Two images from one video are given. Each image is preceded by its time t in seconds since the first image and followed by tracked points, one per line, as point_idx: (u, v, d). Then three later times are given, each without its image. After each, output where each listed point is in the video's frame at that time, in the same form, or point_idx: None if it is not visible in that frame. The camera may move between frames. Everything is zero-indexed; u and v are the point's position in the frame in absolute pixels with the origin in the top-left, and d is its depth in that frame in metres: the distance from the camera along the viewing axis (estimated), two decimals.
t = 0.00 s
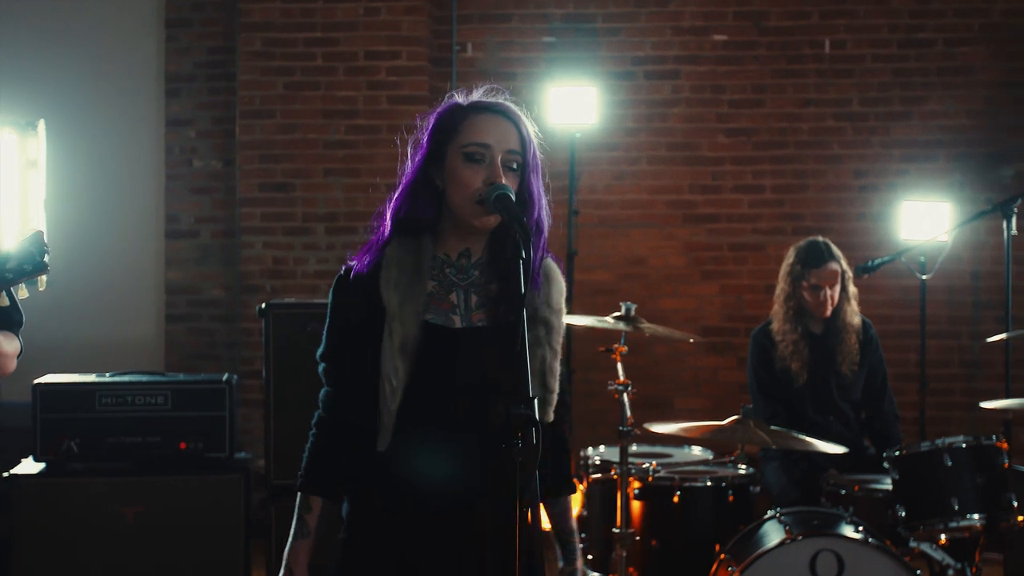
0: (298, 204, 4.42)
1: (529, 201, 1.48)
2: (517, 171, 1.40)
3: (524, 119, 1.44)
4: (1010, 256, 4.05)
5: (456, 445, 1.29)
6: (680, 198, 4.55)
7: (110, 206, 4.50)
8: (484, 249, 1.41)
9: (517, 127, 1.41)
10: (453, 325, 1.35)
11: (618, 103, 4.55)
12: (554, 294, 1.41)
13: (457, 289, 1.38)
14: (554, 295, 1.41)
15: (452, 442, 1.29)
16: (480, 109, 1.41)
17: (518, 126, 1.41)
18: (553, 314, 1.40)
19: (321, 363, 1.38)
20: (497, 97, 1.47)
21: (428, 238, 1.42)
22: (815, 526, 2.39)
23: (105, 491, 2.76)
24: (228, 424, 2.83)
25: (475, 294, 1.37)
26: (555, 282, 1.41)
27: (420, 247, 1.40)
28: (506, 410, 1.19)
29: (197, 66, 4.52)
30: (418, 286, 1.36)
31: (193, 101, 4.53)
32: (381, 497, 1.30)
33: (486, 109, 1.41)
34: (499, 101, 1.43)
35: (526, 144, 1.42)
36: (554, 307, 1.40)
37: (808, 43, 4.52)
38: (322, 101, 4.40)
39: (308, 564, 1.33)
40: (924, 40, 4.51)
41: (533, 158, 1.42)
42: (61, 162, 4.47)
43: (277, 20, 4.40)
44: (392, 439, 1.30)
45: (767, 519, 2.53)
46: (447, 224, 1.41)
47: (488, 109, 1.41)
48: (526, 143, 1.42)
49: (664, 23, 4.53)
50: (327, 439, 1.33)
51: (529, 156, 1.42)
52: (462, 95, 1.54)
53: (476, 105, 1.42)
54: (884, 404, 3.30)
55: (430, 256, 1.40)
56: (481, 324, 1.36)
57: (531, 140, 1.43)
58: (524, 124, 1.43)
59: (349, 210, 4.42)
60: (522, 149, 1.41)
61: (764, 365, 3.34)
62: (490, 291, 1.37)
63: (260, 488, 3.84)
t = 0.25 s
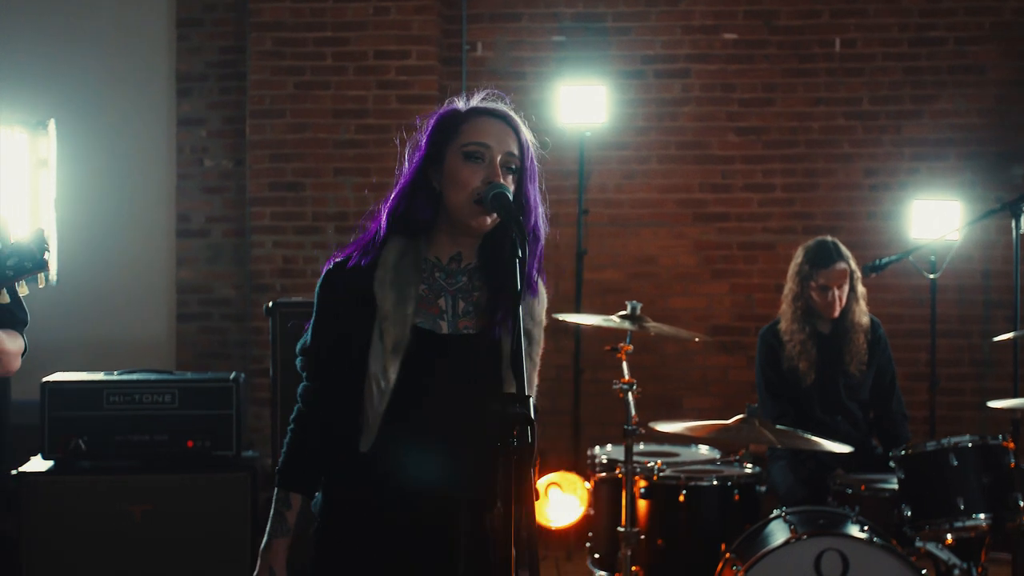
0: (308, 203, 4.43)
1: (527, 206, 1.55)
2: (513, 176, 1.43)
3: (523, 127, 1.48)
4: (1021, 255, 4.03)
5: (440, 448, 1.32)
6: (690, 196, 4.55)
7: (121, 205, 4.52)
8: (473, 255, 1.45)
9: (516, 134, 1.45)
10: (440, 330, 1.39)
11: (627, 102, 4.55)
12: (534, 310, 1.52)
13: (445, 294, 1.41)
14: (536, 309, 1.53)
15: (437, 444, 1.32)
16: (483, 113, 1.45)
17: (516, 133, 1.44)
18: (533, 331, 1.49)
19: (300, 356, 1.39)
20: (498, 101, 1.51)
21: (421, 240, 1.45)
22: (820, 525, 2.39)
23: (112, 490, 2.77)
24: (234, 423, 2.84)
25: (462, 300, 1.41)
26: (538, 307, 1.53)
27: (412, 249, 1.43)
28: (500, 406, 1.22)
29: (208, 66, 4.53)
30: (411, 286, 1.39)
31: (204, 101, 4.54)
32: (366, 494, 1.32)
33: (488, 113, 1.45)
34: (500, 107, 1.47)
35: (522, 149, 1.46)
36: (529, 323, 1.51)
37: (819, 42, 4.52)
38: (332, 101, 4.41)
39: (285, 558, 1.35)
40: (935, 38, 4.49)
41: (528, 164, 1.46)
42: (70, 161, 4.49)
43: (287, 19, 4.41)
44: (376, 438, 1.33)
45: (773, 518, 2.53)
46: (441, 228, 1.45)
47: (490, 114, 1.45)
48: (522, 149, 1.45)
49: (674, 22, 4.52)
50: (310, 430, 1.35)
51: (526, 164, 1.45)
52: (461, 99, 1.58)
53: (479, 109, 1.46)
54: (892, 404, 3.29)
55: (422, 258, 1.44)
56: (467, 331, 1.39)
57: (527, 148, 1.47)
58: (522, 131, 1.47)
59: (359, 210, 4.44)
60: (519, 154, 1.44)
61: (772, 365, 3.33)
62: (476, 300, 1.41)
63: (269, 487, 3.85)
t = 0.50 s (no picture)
0: (315, 202, 4.44)
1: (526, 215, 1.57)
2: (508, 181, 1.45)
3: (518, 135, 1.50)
4: None
5: (429, 454, 1.34)
6: (698, 195, 4.54)
7: (129, 204, 4.53)
8: (468, 264, 1.46)
9: (512, 141, 1.47)
10: (432, 339, 1.39)
11: (634, 100, 4.54)
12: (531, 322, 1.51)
13: (438, 303, 1.42)
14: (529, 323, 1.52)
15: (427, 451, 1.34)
16: (480, 119, 1.47)
17: (511, 140, 1.47)
18: (526, 340, 1.50)
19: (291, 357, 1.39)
20: (495, 109, 1.53)
21: (416, 244, 1.45)
22: (823, 524, 2.38)
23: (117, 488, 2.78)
24: (239, 420, 2.84)
25: (454, 310, 1.42)
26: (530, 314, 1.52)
27: (406, 254, 1.44)
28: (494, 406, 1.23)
29: (216, 64, 4.54)
30: (405, 292, 1.39)
31: (212, 99, 4.55)
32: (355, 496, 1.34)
33: (485, 119, 1.47)
34: (497, 114, 1.49)
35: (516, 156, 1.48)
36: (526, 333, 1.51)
37: (826, 40, 4.51)
38: (339, 99, 4.41)
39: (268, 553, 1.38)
40: (944, 36, 4.48)
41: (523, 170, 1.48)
42: (78, 160, 4.50)
43: (295, 18, 4.42)
44: (364, 441, 1.34)
45: (776, 517, 2.52)
46: (435, 233, 1.46)
47: (487, 120, 1.47)
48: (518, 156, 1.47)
49: (681, 21, 4.52)
50: (301, 432, 1.34)
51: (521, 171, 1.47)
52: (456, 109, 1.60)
53: (476, 116, 1.48)
54: (897, 403, 3.29)
55: (417, 264, 1.44)
56: (458, 341, 1.40)
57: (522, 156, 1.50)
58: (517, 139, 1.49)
59: (366, 208, 4.44)
60: (514, 160, 1.46)
61: (777, 364, 3.35)
62: (468, 309, 1.42)
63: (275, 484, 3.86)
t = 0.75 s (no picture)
0: (325, 200, 4.45)
1: (527, 217, 1.58)
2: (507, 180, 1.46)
3: (519, 135, 1.51)
4: None
5: (422, 450, 1.35)
6: (707, 193, 4.54)
7: (139, 201, 4.52)
8: (462, 261, 1.48)
9: (513, 142, 1.48)
10: (425, 334, 1.41)
11: (643, 98, 4.54)
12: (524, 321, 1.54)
13: (431, 298, 1.43)
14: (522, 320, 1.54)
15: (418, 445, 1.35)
16: (482, 117, 1.47)
17: (512, 140, 1.48)
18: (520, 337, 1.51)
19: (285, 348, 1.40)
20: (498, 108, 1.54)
21: (411, 239, 1.47)
22: (830, 522, 2.38)
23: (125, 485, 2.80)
24: (247, 417, 2.84)
25: (447, 305, 1.43)
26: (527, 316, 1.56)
27: (401, 248, 1.44)
28: (490, 402, 1.25)
29: (226, 64, 4.56)
30: (399, 287, 1.40)
31: (223, 98, 4.57)
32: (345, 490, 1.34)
33: (487, 118, 1.48)
34: (499, 114, 1.49)
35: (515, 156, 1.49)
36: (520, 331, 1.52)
37: (836, 38, 4.50)
38: (349, 97, 4.42)
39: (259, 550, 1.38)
40: (955, 33, 4.47)
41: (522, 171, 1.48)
42: (88, 158, 4.50)
43: (305, 17, 4.44)
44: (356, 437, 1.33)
45: (783, 515, 2.52)
46: (430, 228, 1.47)
47: (488, 119, 1.48)
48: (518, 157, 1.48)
49: (691, 18, 4.52)
50: (294, 422, 1.36)
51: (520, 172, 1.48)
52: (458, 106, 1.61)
53: (477, 114, 1.48)
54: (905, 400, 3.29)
55: (411, 259, 1.45)
56: (450, 337, 1.42)
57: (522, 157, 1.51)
58: (518, 139, 1.50)
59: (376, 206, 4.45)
60: (514, 160, 1.47)
61: (783, 362, 3.33)
62: (462, 305, 1.44)
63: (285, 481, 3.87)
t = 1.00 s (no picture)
0: (336, 196, 4.46)
1: (526, 209, 1.58)
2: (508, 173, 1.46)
3: (521, 128, 1.51)
4: None
5: (421, 437, 1.35)
6: (718, 189, 4.53)
7: (151, 198, 4.54)
8: (461, 249, 1.49)
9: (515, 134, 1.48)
10: (424, 320, 1.41)
11: (654, 94, 4.54)
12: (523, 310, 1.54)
13: (429, 285, 1.44)
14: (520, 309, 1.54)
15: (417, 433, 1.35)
16: (484, 110, 1.47)
17: (514, 133, 1.47)
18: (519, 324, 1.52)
19: (283, 336, 1.39)
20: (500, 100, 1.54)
21: (410, 226, 1.47)
22: (837, 518, 2.38)
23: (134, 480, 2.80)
24: (255, 413, 2.86)
25: (446, 292, 1.44)
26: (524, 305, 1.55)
27: (400, 235, 1.45)
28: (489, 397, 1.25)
29: (238, 60, 4.56)
30: (397, 274, 1.41)
31: (234, 94, 4.56)
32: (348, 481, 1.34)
33: (490, 110, 1.47)
34: (503, 106, 1.49)
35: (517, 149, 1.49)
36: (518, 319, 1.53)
37: (848, 33, 4.48)
38: (360, 94, 4.43)
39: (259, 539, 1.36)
40: (968, 29, 4.45)
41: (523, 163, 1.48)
42: (101, 155, 4.52)
43: (316, 14, 4.44)
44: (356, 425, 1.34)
45: (790, 511, 2.52)
46: (429, 216, 1.47)
47: (491, 111, 1.47)
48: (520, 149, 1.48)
49: (702, 14, 4.51)
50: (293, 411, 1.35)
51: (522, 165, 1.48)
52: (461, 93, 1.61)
53: (480, 105, 1.48)
54: (914, 396, 3.27)
55: (410, 246, 1.46)
56: (448, 323, 1.42)
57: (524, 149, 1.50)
58: (520, 131, 1.50)
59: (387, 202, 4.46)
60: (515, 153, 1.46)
61: (792, 357, 3.34)
62: (460, 292, 1.44)
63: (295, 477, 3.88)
